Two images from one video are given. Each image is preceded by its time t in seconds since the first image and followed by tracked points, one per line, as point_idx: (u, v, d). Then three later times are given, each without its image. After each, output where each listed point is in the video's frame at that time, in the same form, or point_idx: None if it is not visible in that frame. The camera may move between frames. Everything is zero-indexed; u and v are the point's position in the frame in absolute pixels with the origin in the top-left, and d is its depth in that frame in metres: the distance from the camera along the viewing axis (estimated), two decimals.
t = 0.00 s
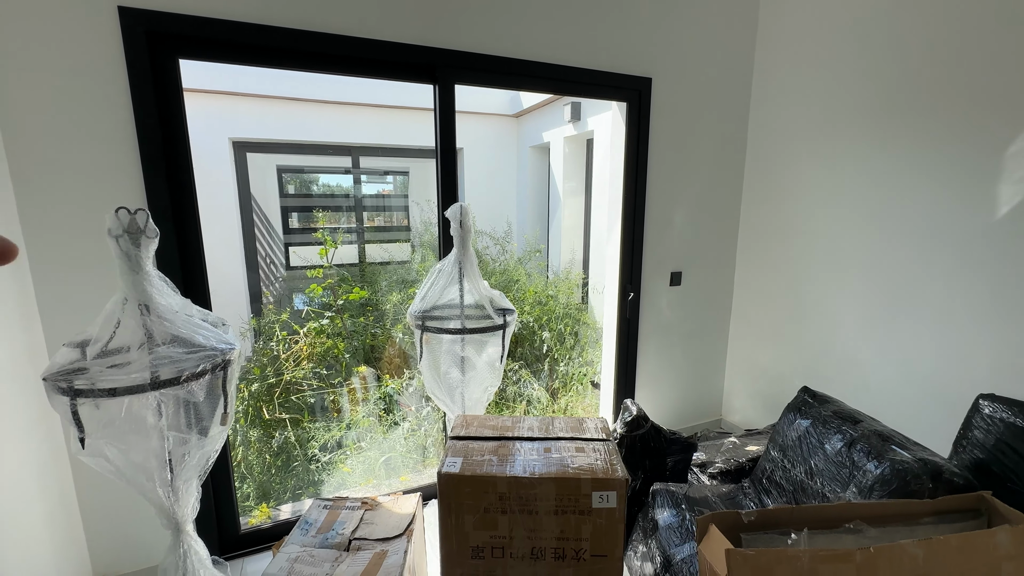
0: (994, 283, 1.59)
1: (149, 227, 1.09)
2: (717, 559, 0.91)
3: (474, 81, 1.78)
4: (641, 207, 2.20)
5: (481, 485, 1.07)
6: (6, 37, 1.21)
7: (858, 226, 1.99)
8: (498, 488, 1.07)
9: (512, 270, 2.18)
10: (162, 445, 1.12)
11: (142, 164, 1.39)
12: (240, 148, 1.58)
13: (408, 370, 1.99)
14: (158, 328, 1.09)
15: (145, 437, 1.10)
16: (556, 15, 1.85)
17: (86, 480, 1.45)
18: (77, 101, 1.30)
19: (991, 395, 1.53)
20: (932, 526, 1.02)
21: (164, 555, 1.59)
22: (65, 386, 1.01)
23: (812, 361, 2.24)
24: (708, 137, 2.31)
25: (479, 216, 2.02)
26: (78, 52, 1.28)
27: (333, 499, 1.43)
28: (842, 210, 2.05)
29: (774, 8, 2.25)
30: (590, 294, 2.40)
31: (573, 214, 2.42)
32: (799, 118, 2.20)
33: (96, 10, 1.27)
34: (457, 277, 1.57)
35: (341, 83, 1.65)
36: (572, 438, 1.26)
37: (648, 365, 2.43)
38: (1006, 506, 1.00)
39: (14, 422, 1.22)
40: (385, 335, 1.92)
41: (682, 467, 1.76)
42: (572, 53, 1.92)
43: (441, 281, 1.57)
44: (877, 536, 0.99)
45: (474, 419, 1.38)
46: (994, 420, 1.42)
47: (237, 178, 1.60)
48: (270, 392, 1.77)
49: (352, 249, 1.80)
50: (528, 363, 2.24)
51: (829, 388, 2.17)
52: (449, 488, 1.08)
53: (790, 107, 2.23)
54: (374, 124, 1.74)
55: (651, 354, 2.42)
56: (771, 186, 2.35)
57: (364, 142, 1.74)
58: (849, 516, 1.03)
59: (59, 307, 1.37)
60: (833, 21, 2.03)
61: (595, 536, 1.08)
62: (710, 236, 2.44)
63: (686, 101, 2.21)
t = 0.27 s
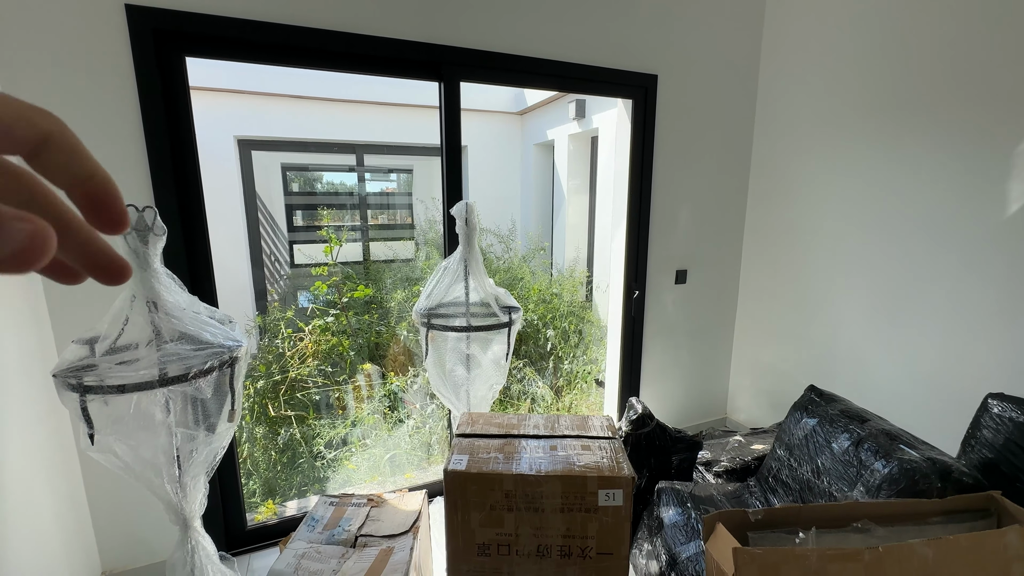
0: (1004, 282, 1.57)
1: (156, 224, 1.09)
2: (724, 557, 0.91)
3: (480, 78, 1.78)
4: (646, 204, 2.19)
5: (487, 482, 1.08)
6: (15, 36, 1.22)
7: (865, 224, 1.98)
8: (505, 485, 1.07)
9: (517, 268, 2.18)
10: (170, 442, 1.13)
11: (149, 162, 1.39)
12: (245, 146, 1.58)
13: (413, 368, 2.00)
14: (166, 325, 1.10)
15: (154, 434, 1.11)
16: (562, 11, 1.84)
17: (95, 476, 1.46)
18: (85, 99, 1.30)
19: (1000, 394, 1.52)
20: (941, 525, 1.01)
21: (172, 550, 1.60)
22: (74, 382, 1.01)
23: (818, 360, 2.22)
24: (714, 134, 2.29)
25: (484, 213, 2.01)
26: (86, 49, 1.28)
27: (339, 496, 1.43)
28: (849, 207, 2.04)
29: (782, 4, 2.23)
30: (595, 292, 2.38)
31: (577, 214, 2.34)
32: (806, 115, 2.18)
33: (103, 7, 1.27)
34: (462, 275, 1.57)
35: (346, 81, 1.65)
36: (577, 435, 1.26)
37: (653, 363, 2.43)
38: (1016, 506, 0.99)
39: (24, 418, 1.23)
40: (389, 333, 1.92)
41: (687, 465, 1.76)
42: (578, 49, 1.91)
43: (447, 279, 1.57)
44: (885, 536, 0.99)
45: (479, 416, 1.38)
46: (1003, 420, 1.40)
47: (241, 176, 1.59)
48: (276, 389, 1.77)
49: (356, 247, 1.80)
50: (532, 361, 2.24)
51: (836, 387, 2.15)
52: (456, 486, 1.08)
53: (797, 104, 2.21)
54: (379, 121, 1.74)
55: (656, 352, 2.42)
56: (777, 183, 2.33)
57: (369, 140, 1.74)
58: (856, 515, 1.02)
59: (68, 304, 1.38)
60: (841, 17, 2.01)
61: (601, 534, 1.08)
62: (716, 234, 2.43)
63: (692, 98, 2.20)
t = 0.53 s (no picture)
0: (1016, 282, 1.55)
1: (163, 225, 1.09)
2: (734, 562, 0.91)
3: (485, 76, 1.77)
4: (652, 203, 2.17)
5: (494, 484, 1.07)
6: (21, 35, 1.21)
7: (874, 224, 1.96)
8: (512, 488, 1.07)
9: (521, 267, 2.17)
10: (178, 442, 1.13)
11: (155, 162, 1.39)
12: (250, 145, 1.57)
13: (417, 367, 1.99)
14: (173, 326, 1.10)
15: (161, 434, 1.11)
16: (568, 9, 1.82)
17: (103, 475, 1.47)
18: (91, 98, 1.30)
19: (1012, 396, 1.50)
20: (953, 530, 1.00)
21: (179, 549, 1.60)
22: (83, 383, 1.01)
23: (825, 360, 2.20)
24: (721, 133, 2.28)
25: (488, 213, 2.01)
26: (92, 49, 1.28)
27: (345, 496, 1.43)
28: (857, 207, 2.02)
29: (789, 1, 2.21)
30: (599, 291, 2.37)
31: (581, 212, 2.34)
32: (813, 113, 2.16)
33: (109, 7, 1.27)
34: (468, 274, 1.56)
35: (352, 79, 1.64)
36: (585, 437, 1.25)
37: (659, 363, 2.42)
38: None
39: (32, 419, 1.23)
40: (394, 332, 1.92)
41: (693, 466, 1.75)
42: (584, 48, 1.90)
43: (453, 279, 1.57)
44: (897, 540, 0.98)
45: (486, 417, 1.38)
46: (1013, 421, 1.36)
47: (246, 175, 1.59)
48: (281, 388, 1.77)
49: (361, 246, 1.79)
50: (537, 361, 2.24)
51: (843, 387, 2.14)
52: (463, 488, 1.08)
53: (805, 102, 2.19)
54: (384, 120, 1.73)
55: (661, 352, 2.41)
56: (785, 182, 2.31)
57: (374, 139, 1.73)
58: (868, 519, 1.01)
59: (74, 303, 1.38)
60: (850, 14, 1.98)
61: (609, 537, 1.07)
62: (722, 233, 2.41)
63: (698, 96, 2.18)
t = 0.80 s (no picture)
0: None
1: (169, 218, 1.08)
2: (750, 561, 0.89)
3: (493, 69, 1.75)
4: (661, 199, 2.15)
5: (504, 482, 1.06)
6: (25, 27, 1.20)
7: (886, 220, 1.93)
8: (522, 485, 1.05)
9: (525, 263, 2.15)
10: (184, 438, 1.12)
11: (161, 155, 1.38)
12: (255, 142, 1.56)
13: (422, 364, 1.98)
14: (178, 320, 1.08)
15: (167, 429, 1.09)
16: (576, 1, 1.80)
17: (109, 471, 1.46)
18: (96, 91, 1.29)
19: None
20: (973, 531, 0.97)
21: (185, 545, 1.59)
22: (88, 377, 1.00)
23: (835, 358, 2.18)
24: (730, 128, 2.25)
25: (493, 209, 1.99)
26: (97, 41, 1.26)
27: (352, 493, 1.42)
28: (869, 203, 1.99)
29: None
30: (604, 288, 2.35)
31: (586, 209, 2.30)
32: (824, 108, 2.13)
33: None
34: (476, 270, 1.55)
35: (358, 73, 1.62)
36: (594, 434, 1.23)
37: (666, 360, 2.40)
38: None
39: (37, 414, 1.22)
40: (399, 329, 1.90)
41: (702, 464, 1.73)
42: (592, 40, 1.87)
43: (460, 274, 1.55)
44: (916, 540, 0.96)
45: (494, 414, 1.36)
46: None
47: (250, 171, 1.58)
48: (286, 384, 1.76)
49: (364, 242, 1.78)
50: (542, 358, 2.22)
51: (853, 386, 2.11)
52: (472, 485, 1.06)
53: (815, 97, 2.16)
54: (390, 115, 1.72)
55: (668, 349, 2.39)
56: (794, 178, 2.28)
57: (379, 134, 1.72)
58: (884, 519, 0.99)
59: (80, 298, 1.37)
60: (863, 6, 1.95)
61: (621, 535, 1.06)
62: (731, 230, 2.39)
63: (707, 91, 2.15)
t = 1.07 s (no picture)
0: None
1: (179, 214, 1.07)
2: (769, 563, 0.87)
3: (501, 65, 1.73)
4: (670, 196, 2.13)
5: (517, 480, 1.04)
6: (32, 21, 1.19)
7: (899, 217, 1.90)
8: (535, 484, 1.04)
9: (531, 261, 2.13)
10: (194, 435, 1.11)
11: (169, 151, 1.37)
12: (259, 139, 1.54)
13: (429, 361, 1.97)
14: (189, 317, 1.07)
15: (178, 426, 1.09)
16: None
17: (118, 468, 1.46)
18: (104, 86, 1.28)
19: None
20: (996, 532, 0.95)
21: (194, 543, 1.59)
22: (99, 373, 1.00)
23: (846, 357, 2.16)
24: (740, 124, 2.22)
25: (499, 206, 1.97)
26: (106, 35, 1.25)
27: (362, 490, 1.41)
28: (881, 200, 1.96)
29: None
30: (610, 286, 2.34)
31: (591, 206, 2.30)
32: (835, 105, 2.10)
33: None
34: (485, 266, 1.54)
35: (365, 69, 1.61)
36: (606, 433, 1.22)
37: (674, 359, 2.38)
38: None
39: (46, 411, 1.22)
40: (405, 326, 1.89)
41: (711, 464, 1.73)
42: (602, 35, 1.85)
43: (470, 271, 1.54)
44: (937, 542, 0.94)
45: (505, 412, 1.35)
46: None
47: (256, 168, 1.56)
48: (292, 382, 1.76)
49: (369, 240, 1.76)
50: (549, 356, 2.21)
51: (865, 385, 2.09)
52: (484, 483, 1.05)
53: (826, 93, 2.13)
54: (398, 111, 1.70)
55: (676, 347, 2.37)
56: (804, 175, 2.26)
57: (384, 132, 1.70)
58: (904, 520, 0.97)
59: (89, 295, 1.36)
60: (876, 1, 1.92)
61: (635, 535, 1.04)
62: (740, 228, 2.36)
63: (717, 87, 2.13)
